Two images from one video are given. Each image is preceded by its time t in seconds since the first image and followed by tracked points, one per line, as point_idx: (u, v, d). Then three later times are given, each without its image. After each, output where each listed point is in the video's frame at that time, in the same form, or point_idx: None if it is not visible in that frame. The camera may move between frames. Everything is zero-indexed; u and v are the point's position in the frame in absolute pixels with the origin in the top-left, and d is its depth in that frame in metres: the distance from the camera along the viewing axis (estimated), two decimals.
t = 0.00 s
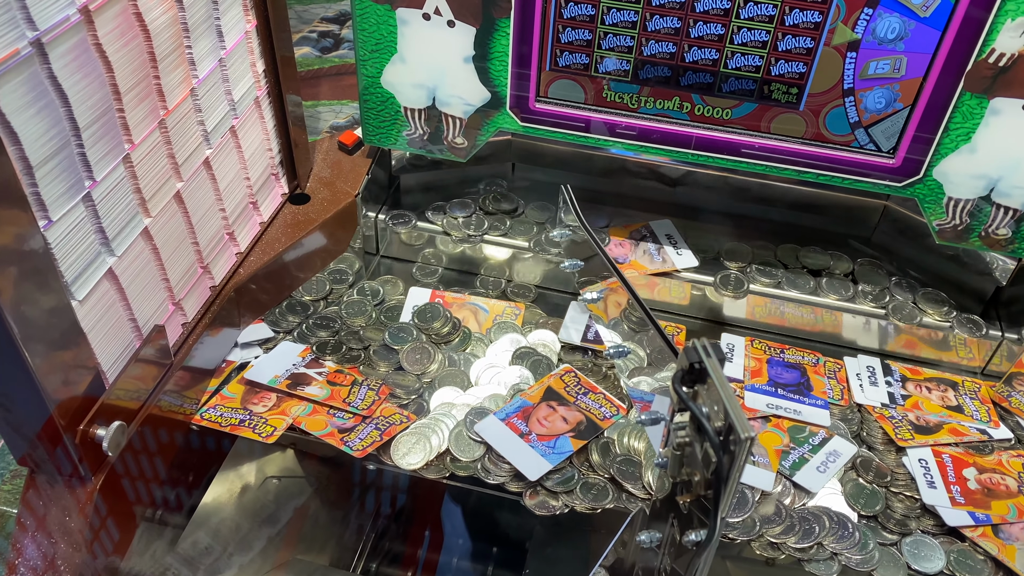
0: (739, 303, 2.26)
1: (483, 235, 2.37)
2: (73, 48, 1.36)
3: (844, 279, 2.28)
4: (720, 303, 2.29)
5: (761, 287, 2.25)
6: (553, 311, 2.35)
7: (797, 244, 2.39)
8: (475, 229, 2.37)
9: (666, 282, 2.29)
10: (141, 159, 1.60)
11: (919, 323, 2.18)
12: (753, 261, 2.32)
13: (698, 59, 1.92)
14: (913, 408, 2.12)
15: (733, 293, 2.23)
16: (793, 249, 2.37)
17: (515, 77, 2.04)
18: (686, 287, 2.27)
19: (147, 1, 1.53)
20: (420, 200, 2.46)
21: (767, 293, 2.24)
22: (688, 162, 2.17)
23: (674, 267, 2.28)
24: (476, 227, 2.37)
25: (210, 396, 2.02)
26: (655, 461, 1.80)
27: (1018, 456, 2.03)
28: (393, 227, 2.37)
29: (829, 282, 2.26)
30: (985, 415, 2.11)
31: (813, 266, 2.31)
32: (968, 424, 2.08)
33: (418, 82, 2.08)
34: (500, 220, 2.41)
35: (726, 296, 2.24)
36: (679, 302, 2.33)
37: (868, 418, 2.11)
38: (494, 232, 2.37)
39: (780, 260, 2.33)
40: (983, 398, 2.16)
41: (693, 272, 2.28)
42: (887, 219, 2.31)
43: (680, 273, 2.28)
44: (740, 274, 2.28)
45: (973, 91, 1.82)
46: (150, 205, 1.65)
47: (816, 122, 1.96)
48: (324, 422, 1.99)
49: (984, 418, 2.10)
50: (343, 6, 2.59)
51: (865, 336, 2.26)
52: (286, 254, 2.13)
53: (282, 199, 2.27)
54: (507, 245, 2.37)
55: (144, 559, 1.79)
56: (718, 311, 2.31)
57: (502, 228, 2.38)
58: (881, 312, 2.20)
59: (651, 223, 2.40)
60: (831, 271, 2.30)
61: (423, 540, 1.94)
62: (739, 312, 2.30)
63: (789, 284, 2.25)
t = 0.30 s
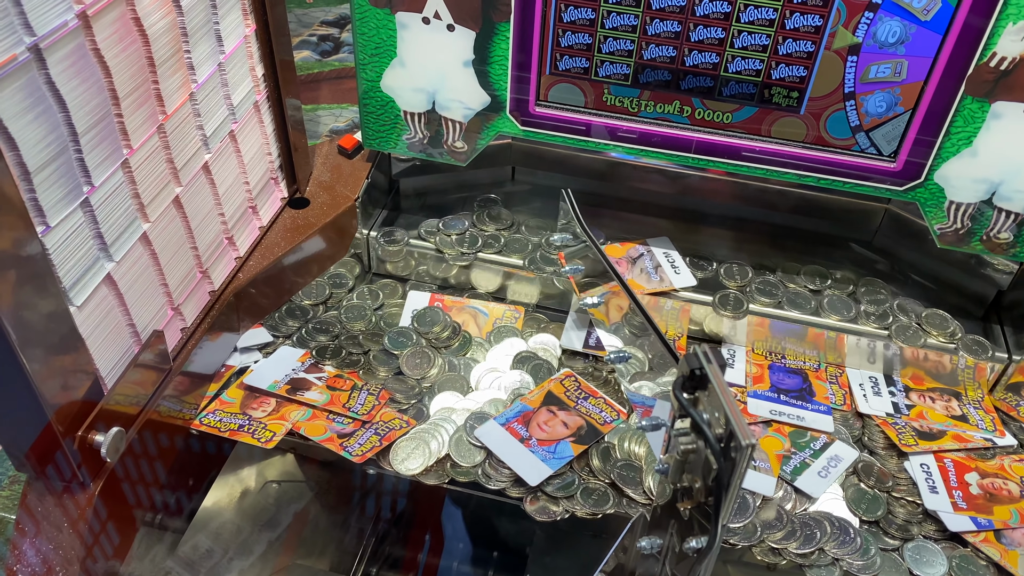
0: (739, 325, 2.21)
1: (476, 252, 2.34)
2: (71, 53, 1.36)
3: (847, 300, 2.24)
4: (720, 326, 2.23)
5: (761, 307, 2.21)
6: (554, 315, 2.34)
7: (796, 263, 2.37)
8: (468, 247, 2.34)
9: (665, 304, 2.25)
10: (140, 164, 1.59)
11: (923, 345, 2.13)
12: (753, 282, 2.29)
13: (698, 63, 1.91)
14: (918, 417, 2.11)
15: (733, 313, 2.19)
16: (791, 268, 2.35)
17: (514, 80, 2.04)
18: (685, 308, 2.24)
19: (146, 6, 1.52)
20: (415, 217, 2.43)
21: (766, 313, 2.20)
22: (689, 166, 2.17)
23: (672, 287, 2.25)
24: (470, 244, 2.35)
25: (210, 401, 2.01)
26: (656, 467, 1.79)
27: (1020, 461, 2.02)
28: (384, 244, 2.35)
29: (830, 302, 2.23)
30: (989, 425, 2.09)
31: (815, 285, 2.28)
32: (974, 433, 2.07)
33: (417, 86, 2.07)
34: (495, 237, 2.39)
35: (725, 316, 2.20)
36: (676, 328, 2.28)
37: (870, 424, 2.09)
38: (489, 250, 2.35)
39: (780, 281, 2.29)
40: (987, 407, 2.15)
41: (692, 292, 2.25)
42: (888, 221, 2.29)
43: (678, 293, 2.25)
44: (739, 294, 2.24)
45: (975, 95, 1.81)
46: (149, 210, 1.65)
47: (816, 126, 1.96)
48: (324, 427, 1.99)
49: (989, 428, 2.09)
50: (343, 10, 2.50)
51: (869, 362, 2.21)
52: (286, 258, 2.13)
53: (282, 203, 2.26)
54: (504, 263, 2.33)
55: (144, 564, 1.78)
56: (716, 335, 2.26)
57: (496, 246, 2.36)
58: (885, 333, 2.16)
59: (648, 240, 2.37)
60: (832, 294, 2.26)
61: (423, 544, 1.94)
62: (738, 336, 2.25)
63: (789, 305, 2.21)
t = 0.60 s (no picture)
0: (739, 333, 2.20)
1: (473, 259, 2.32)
2: (71, 55, 1.36)
3: (847, 308, 2.23)
4: (719, 336, 2.21)
5: (761, 316, 2.20)
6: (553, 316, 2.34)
7: (795, 271, 2.35)
8: (465, 255, 2.33)
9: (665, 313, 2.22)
10: (139, 165, 1.59)
11: (925, 355, 2.12)
12: (753, 289, 2.27)
13: (697, 64, 1.91)
14: (921, 421, 2.08)
15: (732, 322, 2.18)
16: (792, 275, 2.32)
17: (514, 81, 2.04)
18: (684, 317, 2.21)
19: (146, 8, 1.53)
20: (414, 223, 2.42)
21: (765, 322, 2.19)
22: (689, 167, 2.17)
23: (670, 294, 2.23)
24: (467, 253, 2.33)
25: (208, 406, 2.01)
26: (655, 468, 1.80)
27: (1020, 461, 2.02)
28: (381, 252, 2.34)
29: (830, 311, 2.21)
30: (994, 430, 2.07)
31: (815, 293, 2.26)
32: (980, 437, 2.04)
33: (417, 87, 2.08)
34: (491, 245, 2.37)
35: (724, 325, 2.18)
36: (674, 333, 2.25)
37: (870, 424, 2.10)
38: (486, 257, 2.33)
39: (779, 289, 2.27)
40: (990, 414, 2.12)
41: (691, 301, 2.22)
42: (889, 223, 2.31)
43: (677, 301, 2.22)
44: (738, 302, 2.23)
45: (974, 96, 1.81)
46: (149, 212, 1.65)
47: (816, 127, 1.96)
48: (324, 430, 1.98)
49: (994, 432, 2.06)
50: (343, 11, 2.43)
51: (870, 371, 2.18)
52: (284, 260, 2.14)
53: (282, 204, 2.27)
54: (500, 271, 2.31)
55: (144, 564, 1.79)
56: (716, 344, 2.23)
57: (494, 253, 2.35)
58: (886, 342, 2.14)
59: (647, 248, 2.35)
60: (832, 301, 2.25)
61: (423, 544, 1.93)
62: (738, 345, 2.23)
63: (789, 314, 2.20)
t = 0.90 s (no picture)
0: (739, 334, 2.20)
1: (474, 258, 2.34)
2: (71, 58, 1.36)
3: (847, 309, 2.24)
4: (719, 336, 2.21)
5: (760, 317, 2.20)
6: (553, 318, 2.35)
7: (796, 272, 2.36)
8: (465, 256, 2.34)
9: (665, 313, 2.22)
10: (139, 168, 1.60)
11: (925, 356, 2.11)
12: (752, 290, 2.28)
13: (696, 66, 1.92)
14: (921, 422, 2.09)
15: (731, 323, 2.18)
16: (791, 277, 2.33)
17: (513, 83, 2.04)
18: (685, 318, 2.20)
19: (146, 11, 1.53)
20: (414, 224, 2.43)
21: (764, 322, 2.19)
22: (689, 169, 2.17)
23: (671, 295, 2.23)
24: (468, 254, 2.35)
25: (208, 408, 2.02)
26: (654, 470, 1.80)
27: (1019, 463, 2.02)
28: (382, 253, 2.34)
29: (829, 312, 2.22)
30: (994, 431, 2.07)
31: (814, 294, 2.27)
32: (980, 438, 2.04)
33: (417, 89, 2.08)
34: (491, 246, 2.38)
35: (724, 326, 2.19)
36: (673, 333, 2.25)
37: (869, 425, 2.10)
38: (486, 257, 2.35)
39: (779, 289, 2.29)
40: (990, 416, 2.13)
41: (691, 302, 2.22)
42: (889, 224, 2.30)
43: (677, 302, 2.22)
44: (738, 303, 2.23)
45: (972, 98, 1.81)
46: (149, 214, 1.65)
47: (815, 128, 1.96)
48: (324, 432, 1.99)
49: (994, 433, 2.06)
50: (344, 13, 2.41)
51: (870, 371, 2.18)
52: (284, 264, 2.15)
53: (282, 206, 2.28)
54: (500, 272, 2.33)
55: (145, 566, 1.79)
56: (716, 344, 2.23)
57: (494, 254, 2.36)
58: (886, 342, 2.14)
59: (646, 249, 2.36)
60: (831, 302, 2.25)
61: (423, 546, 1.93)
62: (738, 345, 2.23)
63: (788, 314, 2.20)
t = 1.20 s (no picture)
0: (734, 317, 2.34)
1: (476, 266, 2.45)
2: (88, 97, 1.42)
3: (836, 295, 2.34)
4: (715, 317, 2.36)
5: (755, 302, 2.32)
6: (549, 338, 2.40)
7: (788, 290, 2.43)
8: (470, 263, 2.45)
9: (667, 300, 2.37)
10: (151, 199, 1.66)
11: (908, 337, 2.25)
12: (747, 276, 2.40)
13: (688, 93, 1.98)
14: (904, 428, 2.18)
15: (728, 308, 2.31)
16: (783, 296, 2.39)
17: (511, 106, 2.10)
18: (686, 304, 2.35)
19: (158, 48, 1.59)
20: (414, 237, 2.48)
21: (759, 307, 2.32)
22: (684, 192, 2.23)
23: (674, 286, 2.35)
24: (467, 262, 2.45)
25: (216, 429, 2.06)
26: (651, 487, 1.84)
27: (1007, 475, 2.07)
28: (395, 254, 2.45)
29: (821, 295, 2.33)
30: (975, 436, 2.15)
31: (807, 278, 2.38)
32: (959, 446, 2.12)
33: (418, 117, 2.15)
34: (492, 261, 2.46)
35: (720, 310, 2.33)
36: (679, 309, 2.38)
37: (860, 439, 2.16)
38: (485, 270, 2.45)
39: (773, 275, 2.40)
40: (974, 419, 2.20)
41: (691, 288, 2.35)
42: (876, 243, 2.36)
43: (679, 290, 2.36)
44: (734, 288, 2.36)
45: (955, 122, 1.88)
46: (160, 242, 1.71)
47: (804, 151, 2.02)
48: (322, 453, 2.03)
49: (974, 439, 2.14)
50: (345, 39, 2.30)
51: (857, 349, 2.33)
52: (278, 293, 2.17)
53: (287, 231, 2.33)
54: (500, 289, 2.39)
55: None
56: (712, 326, 2.38)
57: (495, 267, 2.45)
58: (873, 324, 2.28)
59: (644, 244, 2.47)
60: (824, 284, 2.36)
61: (426, 564, 1.91)
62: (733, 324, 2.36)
63: (782, 298, 2.32)
